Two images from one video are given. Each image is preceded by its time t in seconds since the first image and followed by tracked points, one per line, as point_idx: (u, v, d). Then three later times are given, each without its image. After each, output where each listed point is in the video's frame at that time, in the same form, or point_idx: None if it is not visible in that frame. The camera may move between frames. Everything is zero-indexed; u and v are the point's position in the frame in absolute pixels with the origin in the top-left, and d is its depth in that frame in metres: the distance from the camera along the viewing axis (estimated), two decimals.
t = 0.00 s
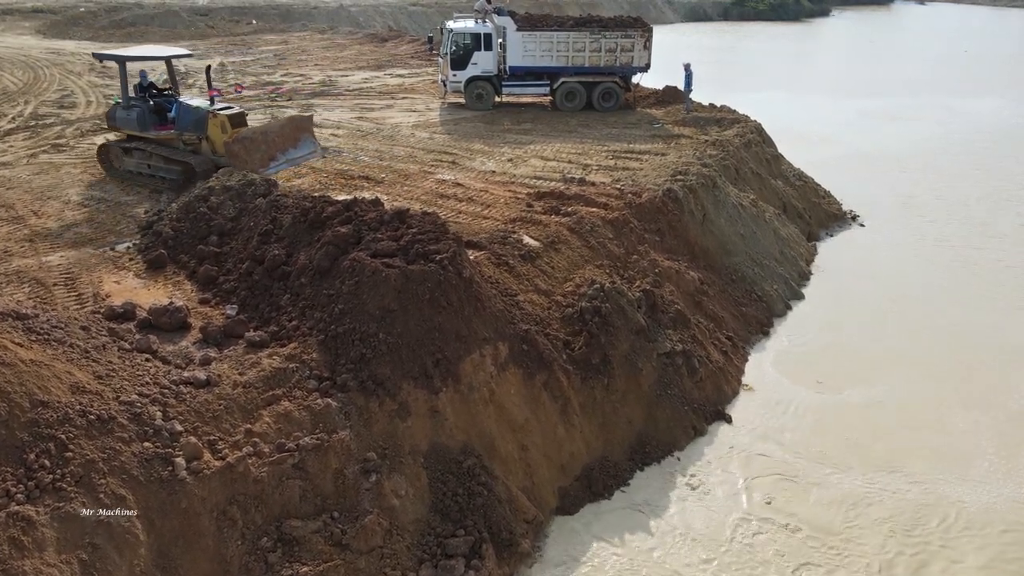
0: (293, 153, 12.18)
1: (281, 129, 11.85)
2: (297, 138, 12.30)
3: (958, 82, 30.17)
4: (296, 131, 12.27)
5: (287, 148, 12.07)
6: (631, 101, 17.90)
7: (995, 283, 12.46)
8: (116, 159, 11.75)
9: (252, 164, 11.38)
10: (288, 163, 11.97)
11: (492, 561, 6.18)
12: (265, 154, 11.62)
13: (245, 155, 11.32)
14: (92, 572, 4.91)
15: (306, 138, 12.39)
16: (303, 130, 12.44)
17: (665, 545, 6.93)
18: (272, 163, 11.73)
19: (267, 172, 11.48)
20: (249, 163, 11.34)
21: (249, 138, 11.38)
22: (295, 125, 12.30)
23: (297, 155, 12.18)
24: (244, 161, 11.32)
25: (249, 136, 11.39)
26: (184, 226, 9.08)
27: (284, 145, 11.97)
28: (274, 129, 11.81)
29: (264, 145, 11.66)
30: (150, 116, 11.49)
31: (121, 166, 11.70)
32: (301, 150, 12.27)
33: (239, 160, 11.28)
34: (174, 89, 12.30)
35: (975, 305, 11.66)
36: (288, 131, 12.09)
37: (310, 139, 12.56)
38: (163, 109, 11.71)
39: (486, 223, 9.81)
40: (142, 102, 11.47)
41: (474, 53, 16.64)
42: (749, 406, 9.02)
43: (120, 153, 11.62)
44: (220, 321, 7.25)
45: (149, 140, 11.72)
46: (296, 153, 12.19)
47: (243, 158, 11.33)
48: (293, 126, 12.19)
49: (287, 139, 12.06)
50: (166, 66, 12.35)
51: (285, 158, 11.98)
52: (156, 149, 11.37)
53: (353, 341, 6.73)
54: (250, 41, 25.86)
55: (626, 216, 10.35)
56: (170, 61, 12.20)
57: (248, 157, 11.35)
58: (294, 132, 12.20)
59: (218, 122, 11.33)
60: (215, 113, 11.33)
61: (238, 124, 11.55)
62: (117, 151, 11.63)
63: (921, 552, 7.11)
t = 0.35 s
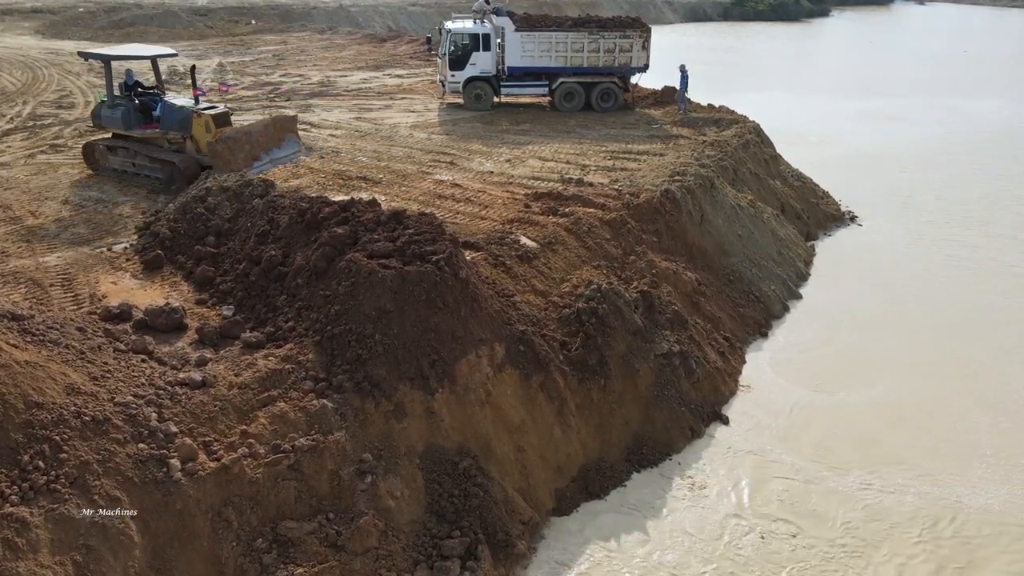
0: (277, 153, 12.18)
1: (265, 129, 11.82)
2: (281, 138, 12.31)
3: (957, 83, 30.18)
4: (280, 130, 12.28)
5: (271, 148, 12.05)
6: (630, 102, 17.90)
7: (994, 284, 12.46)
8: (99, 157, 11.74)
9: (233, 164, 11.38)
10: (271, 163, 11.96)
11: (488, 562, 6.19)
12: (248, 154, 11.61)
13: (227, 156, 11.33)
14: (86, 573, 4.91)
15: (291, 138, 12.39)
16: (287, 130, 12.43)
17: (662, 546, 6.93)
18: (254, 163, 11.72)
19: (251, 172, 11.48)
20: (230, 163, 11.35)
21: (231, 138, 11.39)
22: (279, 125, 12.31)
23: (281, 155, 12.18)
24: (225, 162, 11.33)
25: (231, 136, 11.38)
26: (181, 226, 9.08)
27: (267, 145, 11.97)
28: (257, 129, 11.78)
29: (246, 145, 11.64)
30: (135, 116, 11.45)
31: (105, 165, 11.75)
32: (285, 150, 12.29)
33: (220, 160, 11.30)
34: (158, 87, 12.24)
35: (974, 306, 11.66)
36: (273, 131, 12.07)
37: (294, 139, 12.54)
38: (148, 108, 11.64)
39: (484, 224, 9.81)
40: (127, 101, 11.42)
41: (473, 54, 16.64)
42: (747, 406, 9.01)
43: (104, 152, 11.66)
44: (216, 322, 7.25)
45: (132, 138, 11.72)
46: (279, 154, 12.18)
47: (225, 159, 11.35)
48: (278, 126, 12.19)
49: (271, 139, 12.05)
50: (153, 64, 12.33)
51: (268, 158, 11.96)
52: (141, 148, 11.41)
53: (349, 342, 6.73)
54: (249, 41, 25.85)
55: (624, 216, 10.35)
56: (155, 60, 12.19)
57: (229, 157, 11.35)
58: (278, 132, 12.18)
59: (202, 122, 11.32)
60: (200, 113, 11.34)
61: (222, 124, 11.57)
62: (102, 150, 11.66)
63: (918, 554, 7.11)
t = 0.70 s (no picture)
0: (260, 154, 12.21)
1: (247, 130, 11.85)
2: (264, 139, 12.34)
3: (957, 83, 30.21)
4: (263, 132, 12.32)
5: (254, 149, 12.06)
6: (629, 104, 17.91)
7: (992, 285, 12.48)
8: (84, 157, 11.72)
9: (216, 166, 11.37)
10: (254, 164, 11.98)
11: (484, 566, 6.21)
12: (230, 155, 11.61)
13: (209, 156, 11.29)
14: None
15: (274, 139, 12.44)
16: (270, 132, 12.47)
17: (657, 549, 6.94)
18: (236, 164, 11.73)
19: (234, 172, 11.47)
20: (213, 164, 11.34)
21: (213, 139, 11.38)
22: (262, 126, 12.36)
23: (264, 156, 12.21)
24: (208, 163, 11.31)
25: (213, 137, 11.38)
26: (179, 230, 9.10)
27: (250, 146, 11.99)
28: (240, 130, 11.81)
29: (229, 146, 11.65)
30: (121, 116, 11.44)
31: (90, 165, 11.77)
32: (268, 151, 12.33)
33: (203, 161, 11.28)
34: (146, 87, 12.25)
35: (972, 307, 11.68)
36: (256, 132, 12.10)
37: (277, 141, 12.59)
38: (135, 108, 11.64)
39: (482, 227, 9.83)
40: (114, 101, 11.42)
41: (471, 56, 16.65)
42: (744, 409, 9.03)
43: (90, 151, 11.66)
44: (213, 326, 7.27)
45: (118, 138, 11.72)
46: (263, 154, 12.22)
47: (207, 159, 11.30)
48: (260, 127, 12.23)
49: (254, 140, 12.07)
50: (140, 64, 12.34)
51: (251, 159, 11.98)
52: (126, 148, 11.43)
53: (346, 346, 6.75)
54: (248, 43, 25.87)
55: (621, 219, 10.37)
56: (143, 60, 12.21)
57: (211, 158, 11.33)
58: (261, 134, 12.21)
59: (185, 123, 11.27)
60: (185, 114, 11.30)
61: (205, 126, 11.48)
62: (88, 149, 11.66)
63: (914, 556, 7.14)
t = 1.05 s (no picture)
0: (244, 151, 12.11)
1: (231, 126, 11.72)
2: (250, 136, 12.22)
3: (957, 83, 30.21)
4: (248, 128, 12.19)
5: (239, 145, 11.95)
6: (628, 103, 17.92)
7: (992, 284, 12.49)
8: (75, 152, 11.86)
9: (196, 162, 11.28)
10: (237, 161, 11.89)
11: (481, 561, 6.22)
12: (212, 151, 11.52)
13: (189, 152, 11.24)
14: (80, 572, 4.94)
15: (259, 136, 12.32)
16: (256, 128, 12.34)
17: (655, 545, 6.95)
18: (218, 160, 11.63)
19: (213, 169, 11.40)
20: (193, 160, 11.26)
21: (194, 135, 11.28)
22: (247, 123, 12.21)
23: (249, 152, 12.11)
24: (187, 159, 11.23)
25: (194, 133, 11.27)
26: (177, 227, 9.11)
27: (234, 142, 11.87)
28: (223, 126, 11.69)
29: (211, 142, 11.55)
30: (109, 112, 11.45)
31: (80, 160, 11.85)
32: (253, 147, 12.22)
33: (183, 157, 11.19)
34: (138, 85, 12.24)
35: (972, 307, 11.69)
36: (241, 129, 11.96)
37: (262, 137, 12.49)
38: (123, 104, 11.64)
39: (480, 225, 9.84)
40: (101, 97, 11.42)
41: (471, 55, 16.67)
42: (741, 407, 9.03)
43: (80, 147, 11.77)
44: (211, 323, 7.28)
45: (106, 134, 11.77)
46: (247, 151, 12.10)
47: (188, 155, 11.24)
48: (246, 124, 12.10)
49: (239, 136, 11.95)
50: (127, 58, 12.37)
51: (234, 156, 11.88)
52: (111, 143, 11.46)
53: (344, 343, 6.76)
54: (248, 42, 25.89)
55: (619, 217, 10.38)
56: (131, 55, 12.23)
57: (192, 154, 11.25)
58: (247, 130, 12.08)
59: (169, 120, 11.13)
60: (168, 110, 11.15)
61: (188, 122, 11.38)
62: (77, 144, 11.77)
63: (911, 553, 7.15)
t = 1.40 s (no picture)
0: (222, 149, 12.13)
1: (208, 125, 11.74)
2: (229, 134, 12.25)
3: (957, 83, 30.20)
4: (228, 127, 12.22)
5: (217, 143, 11.96)
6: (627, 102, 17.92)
7: (991, 284, 12.50)
8: (69, 151, 11.97)
9: (170, 159, 11.28)
10: (214, 159, 11.91)
11: (478, 559, 6.22)
12: (188, 149, 11.51)
13: (163, 149, 11.22)
14: (77, 569, 4.95)
15: (238, 135, 12.36)
16: (235, 127, 12.36)
17: (652, 543, 6.97)
18: (194, 158, 11.64)
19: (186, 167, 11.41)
20: (166, 158, 11.25)
21: (169, 132, 11.28)
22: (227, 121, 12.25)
23: (227, 151, 12.13)
24: (161, 155, 11.22)
25: (169, 130, 11.27)
26: (176, 226, 9.12)
27: (213, 141, 11.88)
28: (201, 124, 11.70)
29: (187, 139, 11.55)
30: (99, 109, 11.49)
31: (72, 156, 11.95)
32: (233, 146, 12.24)
33: (156, 154, 11.16)
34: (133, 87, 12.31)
35: (971, 306, 11.70)
36: (219, 128, 11.97)
37: (244, 135, 12.54)
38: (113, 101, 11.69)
39: (478, 223, 9.85)
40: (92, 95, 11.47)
41: (470, 54, 16.68)
42: (739, 405, 9.04)
43: (73, 143, 11.88)
44: (209, 321, 7.29)
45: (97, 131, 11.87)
46: (225, 150, 12.14)
47: (161, 152, 11.21)
48: (224, 123, 12.12)
49: (217, 135, 11.96)
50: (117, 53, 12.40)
51: (212, 154, 11.90)
52: (99, 140, 11.51)
53: (341, 340, 6.77)
54: (247, 41, 25.88)
55: (617, 216, 10.39)
56: (128, 49, 12.23)
57: (165, 151, 11.24)
58: (225, 129, 12.09)
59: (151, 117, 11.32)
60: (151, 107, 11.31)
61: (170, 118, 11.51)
62: (71, 141, 11.89)
63: (909, 551, 7.15)
